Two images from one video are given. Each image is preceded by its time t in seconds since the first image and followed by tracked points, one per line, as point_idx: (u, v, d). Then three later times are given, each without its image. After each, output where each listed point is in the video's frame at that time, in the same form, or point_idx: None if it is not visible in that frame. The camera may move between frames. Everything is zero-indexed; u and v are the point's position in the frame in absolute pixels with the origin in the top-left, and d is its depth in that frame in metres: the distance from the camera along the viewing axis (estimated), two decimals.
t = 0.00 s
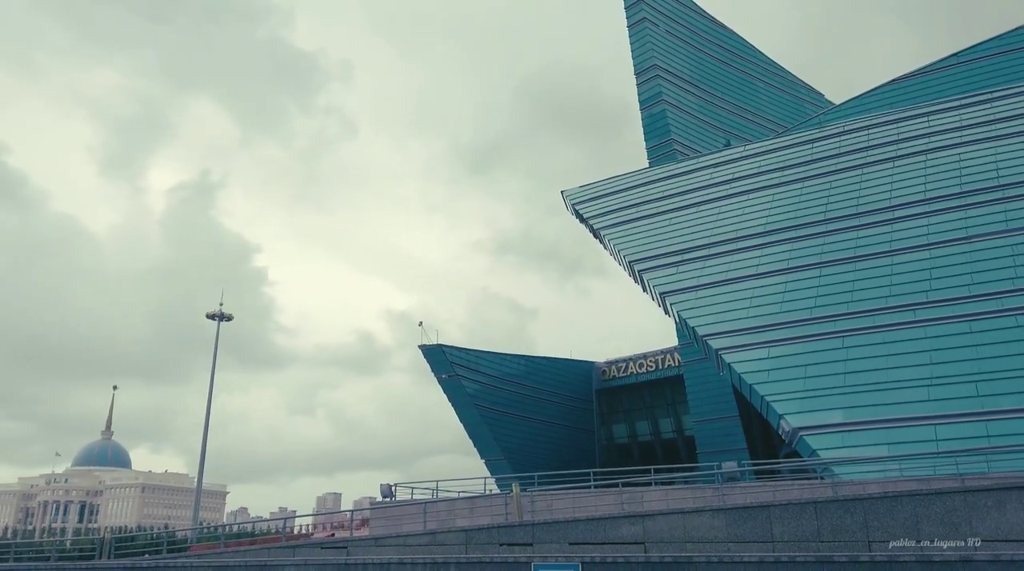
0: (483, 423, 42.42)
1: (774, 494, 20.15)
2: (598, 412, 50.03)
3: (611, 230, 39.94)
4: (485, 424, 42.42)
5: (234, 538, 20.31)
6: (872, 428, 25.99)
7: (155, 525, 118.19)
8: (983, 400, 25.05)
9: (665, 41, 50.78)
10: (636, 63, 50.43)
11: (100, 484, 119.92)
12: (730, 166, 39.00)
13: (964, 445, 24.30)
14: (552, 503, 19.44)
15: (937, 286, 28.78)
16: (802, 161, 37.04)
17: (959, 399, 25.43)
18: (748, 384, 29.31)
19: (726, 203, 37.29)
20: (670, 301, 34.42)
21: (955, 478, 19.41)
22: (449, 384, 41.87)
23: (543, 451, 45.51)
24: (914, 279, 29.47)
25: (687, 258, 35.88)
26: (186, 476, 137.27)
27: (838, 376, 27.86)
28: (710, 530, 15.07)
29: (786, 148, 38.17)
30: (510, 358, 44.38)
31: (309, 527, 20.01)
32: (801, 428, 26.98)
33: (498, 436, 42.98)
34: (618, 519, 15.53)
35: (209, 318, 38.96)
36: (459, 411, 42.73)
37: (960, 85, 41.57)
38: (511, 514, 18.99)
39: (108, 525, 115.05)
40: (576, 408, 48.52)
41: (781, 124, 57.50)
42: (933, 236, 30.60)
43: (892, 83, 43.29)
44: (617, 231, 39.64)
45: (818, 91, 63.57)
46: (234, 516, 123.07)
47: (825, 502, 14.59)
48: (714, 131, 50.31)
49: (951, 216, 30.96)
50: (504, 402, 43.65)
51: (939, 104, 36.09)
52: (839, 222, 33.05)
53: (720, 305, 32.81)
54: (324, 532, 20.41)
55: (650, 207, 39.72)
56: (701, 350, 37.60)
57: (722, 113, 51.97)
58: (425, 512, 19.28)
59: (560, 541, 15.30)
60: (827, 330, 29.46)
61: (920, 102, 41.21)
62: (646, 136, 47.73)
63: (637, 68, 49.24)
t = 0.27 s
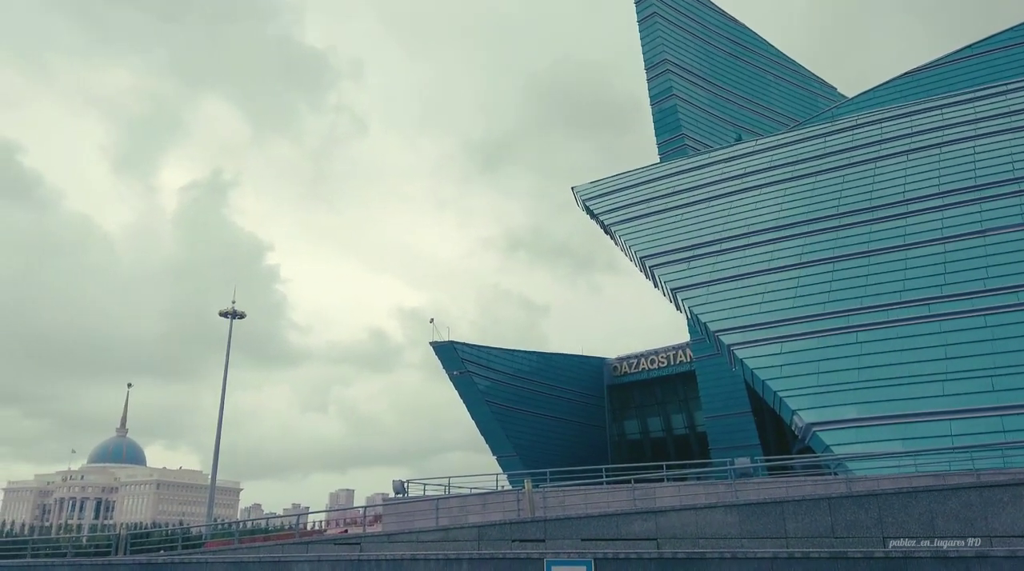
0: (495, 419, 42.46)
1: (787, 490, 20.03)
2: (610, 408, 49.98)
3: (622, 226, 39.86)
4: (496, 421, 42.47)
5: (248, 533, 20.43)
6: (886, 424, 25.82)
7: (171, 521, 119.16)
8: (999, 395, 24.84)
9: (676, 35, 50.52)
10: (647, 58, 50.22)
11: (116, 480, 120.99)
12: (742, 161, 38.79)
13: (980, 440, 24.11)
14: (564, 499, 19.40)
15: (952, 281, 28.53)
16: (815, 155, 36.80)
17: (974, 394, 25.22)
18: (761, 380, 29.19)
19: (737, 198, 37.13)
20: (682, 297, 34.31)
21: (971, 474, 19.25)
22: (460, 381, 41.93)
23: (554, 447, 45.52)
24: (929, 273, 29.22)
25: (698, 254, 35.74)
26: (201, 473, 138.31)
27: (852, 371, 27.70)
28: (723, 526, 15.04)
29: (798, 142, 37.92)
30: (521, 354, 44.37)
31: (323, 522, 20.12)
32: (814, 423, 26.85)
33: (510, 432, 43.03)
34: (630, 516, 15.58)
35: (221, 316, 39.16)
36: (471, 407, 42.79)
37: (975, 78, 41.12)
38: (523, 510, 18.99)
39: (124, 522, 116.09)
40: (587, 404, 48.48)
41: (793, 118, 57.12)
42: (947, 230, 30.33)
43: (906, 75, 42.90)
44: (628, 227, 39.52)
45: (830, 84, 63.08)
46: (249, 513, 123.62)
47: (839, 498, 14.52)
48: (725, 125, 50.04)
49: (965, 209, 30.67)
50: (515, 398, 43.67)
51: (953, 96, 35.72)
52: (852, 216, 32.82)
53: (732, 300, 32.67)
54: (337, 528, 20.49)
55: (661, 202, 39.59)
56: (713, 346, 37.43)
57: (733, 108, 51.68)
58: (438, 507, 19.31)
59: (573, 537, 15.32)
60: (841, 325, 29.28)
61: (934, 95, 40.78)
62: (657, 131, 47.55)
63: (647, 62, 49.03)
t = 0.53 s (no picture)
0: (506, 415, 42.47)
1: (801, 486, 19.90)
2: (622, 405, 49.95)
3: (633, 222, 39.74)
4: (508, 417, 42.48)
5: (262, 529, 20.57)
6: (900, 419, 25.66)
7: (186, 517, 119.99)
8: (1015, 390, 24.62)
9: (686, 29, 50.24)
10: (657, 52, 49.98)
11: (131, 477, 121.89)
12: (754, 155, 38.56)
13: (995, 435, 23.91)
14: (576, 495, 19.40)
15: (967, 275, 28.26)
16: (827, 149, 36.54)
17: (989, 389, 25.02)
18: (774, 375, 29.05)
19: (748, 193, 36.92)
20: (693, 292, 34.19)
21: (987, 469, 19.07)
22: (472, 377, 41.95)
23: (566, 444, 45.49)
24: (943, 267, 28.96)
25: (710, 249, 35.58)
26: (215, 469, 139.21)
27: (866, 366, 27.51)
28: (736, 522, 15.00)
29: (810, 136, 37.65)
30: (532, 351, 44.34)
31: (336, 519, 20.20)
32: (827, 419, 26.74)
33: (521, 428, 43.03)
34: (642, 512, 15.57)
35: (233, 314, 39.31)
36: (482, 404, 42.81)
37: (990, 70, 40.66)
38: (535, 506, 18.98)
39: (140, 518, 116.97)
40: (599, 400, 48.41)
41: (805, 112, 56.73)
42: (962, 224, 30.05)
43: (919, 68, 42.49)
44: (639, 223, 39.40)
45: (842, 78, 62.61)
46: (262, 509, 124.25)
47: (853, 494, 14.42)
48: (736, 119, 49.76)
49: (980, 202, 30.36)
50: (527, 395, 43.66)
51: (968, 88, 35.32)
52: (865, 210, 32.57)
53: (744, 296, 32.52)
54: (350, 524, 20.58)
55: (672, 198, 39.42)
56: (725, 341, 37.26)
57: (744, 102, 51.37)
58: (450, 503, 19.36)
59: (585, 533, 15.34)
60: (854, 320, 29.08)
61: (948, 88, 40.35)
62: (668, 126, 47.35)
63: (658, 57, 48.81)
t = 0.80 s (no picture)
0: (517, 412, 42.48)
1: (814, 482, 19.79)
2: (633, 401, 49.90)
3: (644, 218, 39.61)
4: (519, 413, 42.48)
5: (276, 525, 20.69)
6: (914, 414, 25.49)
7: (199, 514, 120.71)
8: None
9: (697, 24, 49.98)
10: (668, 47, 49.77)
11: (145, 474, 122.71)
12: (765, 150, 38.34)
13: (1011, 430, 23.69)
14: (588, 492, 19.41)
15: (982, 269, 28.00)
16: (840, 143, 36.28)
17: (1005, 384, 24.79)
18: (786, 371, 28.91)
19: (760, 188, 36.72)
20: (705, 288, 34.06)
21: (1003, 465, 18.88)
22: (483, 374, 41.98)
23: (577, 440, 45.45)
24: (957, 262, 28.70)
25: (722, 244, 35.43)
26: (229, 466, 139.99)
27: (879, 362, 27.33)
28: (749, 518, 14.96)
29: (823, 130, 37.39)
30: (543, 347, 44.34)
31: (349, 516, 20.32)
32: (841, 415, 26.59)
33: (532, 425, 43.03)
34: (655, 508, 15.55)
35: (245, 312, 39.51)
36: (494, 400, 42.84)
37: (1005, 62, 40.22)
38: (548, 503, 18.98)
39: (154, 514, 117.75)
40: (610, 397, 48.34)
41: (817, 106, 56.32)
42: (976, 217, 29.76)
43: (933, 61, 42.09)
44: (650, 218, 39.27)
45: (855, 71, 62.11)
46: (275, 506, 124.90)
47: (867, 490, 14.32)
48: (748, 114, 49.49)
49: (995, 196, 30.05)
50: (538, 391, 43.66)
51: (982, 81, 34.95)
52: (879, 204, 32.32)
53: (756, 291, 32.37)
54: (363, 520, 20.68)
55: (683, 193, 39.26)
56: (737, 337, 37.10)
57: (756, 96, 51.07)
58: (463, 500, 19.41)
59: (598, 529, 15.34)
60: (868, 315, 28.88)
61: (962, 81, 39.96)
62: (679, 121, 47.17)
63: (668, 52, 48.60)
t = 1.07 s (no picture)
0: (529, 408, 42.48)
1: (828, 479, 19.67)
2: (645, 397, 49.80)
3: (656, 214, 39.47)
4: (531, 410, 42.48)
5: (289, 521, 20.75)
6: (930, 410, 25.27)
7: (213, 510, 121.44)
8: None
9: (708, 18, 49.72)
10: (678, 42, 49.54)
11: (160, 471, 123.53)
12: (777, 144, 38.11)
13: None
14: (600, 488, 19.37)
15: (998, 263, 27.71)
16: (853, 137, 36.00)
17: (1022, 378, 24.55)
18: (800, 366, 28.75)
19: (773, 183, 36.48)
20: (717, 284, 33.90)
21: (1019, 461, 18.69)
22: (494, 370, 42.00)
23: (589, 437, 45.41)
24: (973, 256, 28.43)
25: (734, 240, 35.25)
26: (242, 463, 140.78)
27: (894, 357, 27.13)
28: (762, 514, 14.89)
29: (835, 124, 37.12)
30: (555, 344, 44.30)
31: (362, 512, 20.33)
32: (855, 410, 26.41)
33: (544, 421, 43.02)
34: (668, 504, 15.50)
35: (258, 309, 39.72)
36: (505, 397, 42.85)
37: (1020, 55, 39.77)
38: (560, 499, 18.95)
39: (168, 511, 118.58)
40: (622, 394, 48.25)
41: (830, 100, 55.90)
42: (992, 211, 29.47)
43: (947, 53, 41.69)
44: (662, 214, 39.12)
45: (868, 65, 61.59)
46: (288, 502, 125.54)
47: (881, 486, 14.21)
48: (759, 108, 49.21)
49: (1011, 188, 29.73)
50: (549, 388, 43.64)
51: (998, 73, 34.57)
52: (893, 198, 32.05)
53: (769, 286, 32.20)
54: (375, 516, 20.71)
55: (695, 188, 39.09)
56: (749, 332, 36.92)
57: (768, 90, 50.76)
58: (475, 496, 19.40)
59: (611, 526, 15.32)
60: (881, 310, 28.68)
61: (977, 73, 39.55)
62: (690, 116, 46.97)
63: (679, 47, 48.39)
